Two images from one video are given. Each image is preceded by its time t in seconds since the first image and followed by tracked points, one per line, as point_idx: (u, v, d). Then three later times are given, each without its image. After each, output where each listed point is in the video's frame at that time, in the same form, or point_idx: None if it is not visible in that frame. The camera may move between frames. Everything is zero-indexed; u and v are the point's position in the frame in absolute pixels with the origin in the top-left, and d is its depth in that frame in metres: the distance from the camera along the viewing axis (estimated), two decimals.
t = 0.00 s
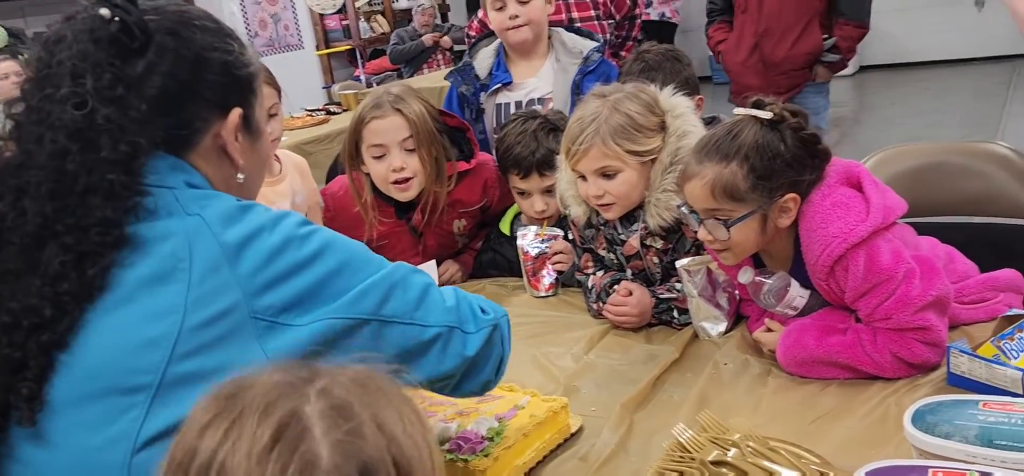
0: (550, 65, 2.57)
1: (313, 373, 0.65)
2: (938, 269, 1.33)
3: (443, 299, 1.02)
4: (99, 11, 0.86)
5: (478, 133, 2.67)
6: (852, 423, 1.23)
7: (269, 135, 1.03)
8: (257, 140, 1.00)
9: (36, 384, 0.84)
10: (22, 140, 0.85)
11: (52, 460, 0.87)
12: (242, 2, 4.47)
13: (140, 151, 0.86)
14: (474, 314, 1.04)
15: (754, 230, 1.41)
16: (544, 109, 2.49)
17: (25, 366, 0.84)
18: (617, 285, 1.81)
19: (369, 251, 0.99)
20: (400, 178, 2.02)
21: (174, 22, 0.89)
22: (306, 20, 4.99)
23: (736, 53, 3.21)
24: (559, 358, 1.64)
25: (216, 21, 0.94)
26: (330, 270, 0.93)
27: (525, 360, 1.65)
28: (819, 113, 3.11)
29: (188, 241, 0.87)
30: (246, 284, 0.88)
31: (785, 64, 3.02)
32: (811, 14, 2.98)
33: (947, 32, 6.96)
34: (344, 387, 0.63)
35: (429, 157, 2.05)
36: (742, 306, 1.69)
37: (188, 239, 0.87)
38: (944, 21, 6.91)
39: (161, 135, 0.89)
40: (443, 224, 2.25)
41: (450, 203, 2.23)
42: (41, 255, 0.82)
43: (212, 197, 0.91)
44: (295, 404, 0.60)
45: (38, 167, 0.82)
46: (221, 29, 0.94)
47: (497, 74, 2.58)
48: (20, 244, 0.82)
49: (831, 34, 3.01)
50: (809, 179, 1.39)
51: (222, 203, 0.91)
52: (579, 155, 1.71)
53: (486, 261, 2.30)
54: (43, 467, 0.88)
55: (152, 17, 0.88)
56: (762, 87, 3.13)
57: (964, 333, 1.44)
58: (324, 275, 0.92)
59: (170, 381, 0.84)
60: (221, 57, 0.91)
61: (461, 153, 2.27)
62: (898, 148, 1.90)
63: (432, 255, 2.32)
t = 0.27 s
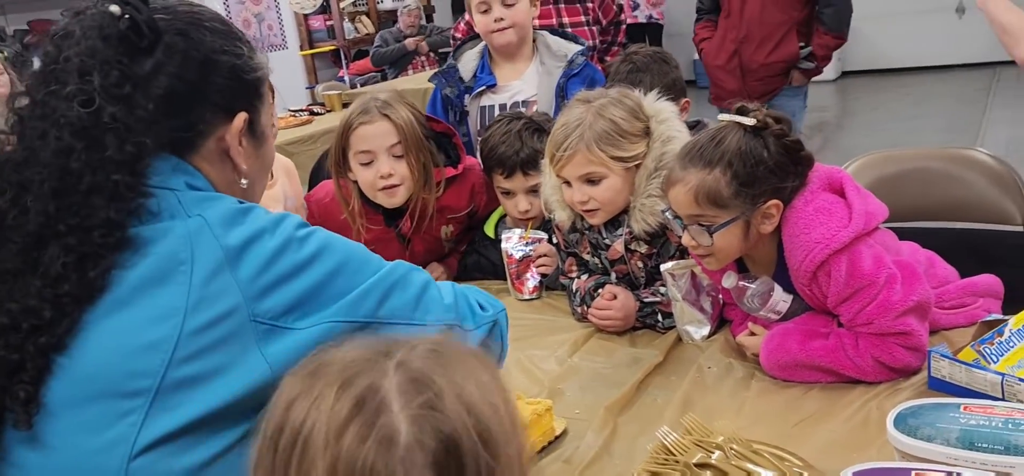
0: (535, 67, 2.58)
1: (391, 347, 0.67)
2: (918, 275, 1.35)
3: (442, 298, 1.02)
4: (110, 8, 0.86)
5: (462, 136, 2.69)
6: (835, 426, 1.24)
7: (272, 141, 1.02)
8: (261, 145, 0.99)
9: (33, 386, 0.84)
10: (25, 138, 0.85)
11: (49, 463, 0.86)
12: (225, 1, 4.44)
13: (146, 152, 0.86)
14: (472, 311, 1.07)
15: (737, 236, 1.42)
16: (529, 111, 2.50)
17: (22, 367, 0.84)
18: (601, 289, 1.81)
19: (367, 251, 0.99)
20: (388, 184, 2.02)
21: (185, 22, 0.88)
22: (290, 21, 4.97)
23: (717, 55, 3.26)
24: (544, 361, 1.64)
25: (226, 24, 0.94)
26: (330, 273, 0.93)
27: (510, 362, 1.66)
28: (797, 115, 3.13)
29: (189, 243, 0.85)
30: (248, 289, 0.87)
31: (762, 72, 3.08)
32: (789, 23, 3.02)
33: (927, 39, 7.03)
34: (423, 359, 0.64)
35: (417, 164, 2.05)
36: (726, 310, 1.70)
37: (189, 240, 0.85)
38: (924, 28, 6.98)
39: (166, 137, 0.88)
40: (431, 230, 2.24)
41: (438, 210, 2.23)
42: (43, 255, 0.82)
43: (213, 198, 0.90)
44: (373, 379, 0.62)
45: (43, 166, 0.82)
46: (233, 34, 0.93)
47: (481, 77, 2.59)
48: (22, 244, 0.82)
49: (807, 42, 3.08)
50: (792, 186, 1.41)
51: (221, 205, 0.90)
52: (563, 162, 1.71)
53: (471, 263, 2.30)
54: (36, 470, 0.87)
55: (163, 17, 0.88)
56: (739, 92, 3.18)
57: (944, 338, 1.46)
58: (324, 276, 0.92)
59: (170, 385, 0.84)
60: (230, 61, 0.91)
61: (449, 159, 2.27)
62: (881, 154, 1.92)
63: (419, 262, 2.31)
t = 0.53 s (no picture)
0: (521, 71, 2.58)
1: (333, 400, 0.49)
2: (901, 280, 1.36)
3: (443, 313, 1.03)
4: (121, 9, 0.86)
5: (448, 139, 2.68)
6: (817, 429, 1.25)
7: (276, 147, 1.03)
8: (267, 152, 1.00)
9: (40, 391, 0.84)
10: (34, 138, 0.84)
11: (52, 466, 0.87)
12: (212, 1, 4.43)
13: (157, 154, 0.86)
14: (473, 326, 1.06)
15: (723, 241, 1.43)
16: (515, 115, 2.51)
17: (30, 372, 0.83)
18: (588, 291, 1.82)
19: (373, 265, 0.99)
20: (377, 207, 2.02)
21: (196, 27, 0.89)
22: (276, 22, 4.96)
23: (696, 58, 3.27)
24: (530, 364, 1.64)
25: (237, 28, 0.94)
26: (336, 285, 0.93)
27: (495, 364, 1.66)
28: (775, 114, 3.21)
29: (199, 250, 0.86)
30: (257, 298, 0.87)
31: (746, 72, 3.12)
32: (768, 24, 3.07)
33: (910, 46, 7.09)
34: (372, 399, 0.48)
35: (406, 182, 2.04)
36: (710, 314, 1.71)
37: (199, 247, 0.86)
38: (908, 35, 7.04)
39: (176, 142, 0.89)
40: (421, 241, 2.24)
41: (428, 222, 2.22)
42: (52, 259, 0.81)
43: (222, 206, 0.91)
44: (291, 460, 0.45)
45: (55, 167, 0.82)
46: (243, 40, 0.93)
47: (469, 79, 2.58)
48: (32, 245, 0.81)
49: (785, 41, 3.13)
50: (778, 191, 1.42)
51: (230, 212, 0.91)
52: (551, 169, 1.71)
53: (459, 265, 2.31)
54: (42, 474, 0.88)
55: (174, 20, 0.88)
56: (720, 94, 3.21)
57: (926, 343, 1.48)
58: (330, 287, 0.93)
59: (177, 392, 0.84)
60: (239, 67, 0.91)
61: (438, 169, 2.26)
62: (867, 159, 1.94)
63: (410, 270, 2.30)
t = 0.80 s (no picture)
0: (511, 74, 2.59)
1: None
2: (884, 285, 1.37)
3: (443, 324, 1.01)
4: (125, 9, 0.86)
5: (435, 141, 2.67)
6: (800, 433, 1.26)
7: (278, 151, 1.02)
8: (269, 155, 0.99)
9: (33, 395, 0.84)
10: (33, 137, 0.83)
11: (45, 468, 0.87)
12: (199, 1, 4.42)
13: (158, 155, 0.85)
14: (470, 341, 1.03)
15: (708, 245, 1.44)
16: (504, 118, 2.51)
17: (24, 375, 0.83)
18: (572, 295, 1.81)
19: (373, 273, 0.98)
20: (366, 220, 2.01)
21: (199, 29, 0.89)
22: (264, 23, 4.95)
23: (676, 68, 3.40)
24: (515, 367, 1.64)
25: (240, 31, 0.94)
26: (334, 293, 0.91)
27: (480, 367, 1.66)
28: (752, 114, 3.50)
29: (196, 255, 0.85)
30: (254, 305, 0.86)
31: (727, 77, 3.33)
32: (743, 28, 3.31)
33: (895, 53, 7.15)
34: None
35: (394, 194, 2.04)
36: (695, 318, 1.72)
37: (197, 252, 0.85)
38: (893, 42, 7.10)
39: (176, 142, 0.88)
40: (408, 249, 2.24)
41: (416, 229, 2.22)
42: (50, 258, 0.80)
43: (223, 211, 0.90)
44: None
45: (54, 166, 0.81)
46: (247, 42, 0.93)
47: (457, 81, 2.58)
48: (30, 245, 0.80)
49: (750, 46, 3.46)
50: (764, 196, 1.43)
51: (230, 218, 0.90)
52: (538, 176, 1.71)
53: (446, 269, 2.31)
54: None
55: (177, 21, 0.88)
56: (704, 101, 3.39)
57: (908, 347, 1.49)
58: (329, 296, 0.91)
59: (170, 399, 0.83)
60: (242, 69, 0.91)
61: (424, 175, 2.24)
62: (850, 164, 1.95)
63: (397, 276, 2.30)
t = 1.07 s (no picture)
0: (499, 76, 2.59)
1: None
2: (866, 289, 1.38)
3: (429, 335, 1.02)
4: (127, 12, 0.86)
5: (423, 144, 2.65)
6: (783, 436, 1.27)
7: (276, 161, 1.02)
8: (266, 164, 0.99)
9: (17, 396, 0.84)
10: (30, 136, 0.84)
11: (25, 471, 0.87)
12: None
13: (152, 159, 0.85)
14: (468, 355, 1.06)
15: (691, 248, 1.45)
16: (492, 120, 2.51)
17: (9, 376, 0.83)
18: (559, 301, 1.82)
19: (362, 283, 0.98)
20: (350, 223, 2.01)
21: (201, 35, 0.89)
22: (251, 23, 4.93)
23: (669, 74, 3.41)
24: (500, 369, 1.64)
25: (243, 38, 0.94)
26: (322, 303, 0.92)
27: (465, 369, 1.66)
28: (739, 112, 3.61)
29: (187, 262, 0.85)
30: (241, 313, 0.86)
31: (720, 78, 3.39)
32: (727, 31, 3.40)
33: (880, 59, 7.19)
34: None
35: (378, 196, 2.04)
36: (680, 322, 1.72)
37: (185, 259, 0.84)
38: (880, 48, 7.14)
39: (172, 146, 0.87)
40: (393, 251, 2.23)
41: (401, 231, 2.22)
42: (39, 259, 0.80)
43: (214, 216, 0.90)
44: None
45: (48, 166, 0.81)
46: (249, 50, 0.93)
47: (446, 83, 2.58)
48: (21, 245, 0.80)
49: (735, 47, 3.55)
50: (746, 198, 1.43)
51: (220, 224, 0.90)
52: (520, 197, 1.71)
53: (431, 271, 2.31)
54: None
55: (180, 26, 0.88)
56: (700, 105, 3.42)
57: (890, 351, 1.50)
58: (317, 306, 0.91)
59: (153, 407, 0.83)
60: (242, 76, 0.90)
61: (410, 177, 2.25)
62: (834, 169, 1.96)
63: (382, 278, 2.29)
